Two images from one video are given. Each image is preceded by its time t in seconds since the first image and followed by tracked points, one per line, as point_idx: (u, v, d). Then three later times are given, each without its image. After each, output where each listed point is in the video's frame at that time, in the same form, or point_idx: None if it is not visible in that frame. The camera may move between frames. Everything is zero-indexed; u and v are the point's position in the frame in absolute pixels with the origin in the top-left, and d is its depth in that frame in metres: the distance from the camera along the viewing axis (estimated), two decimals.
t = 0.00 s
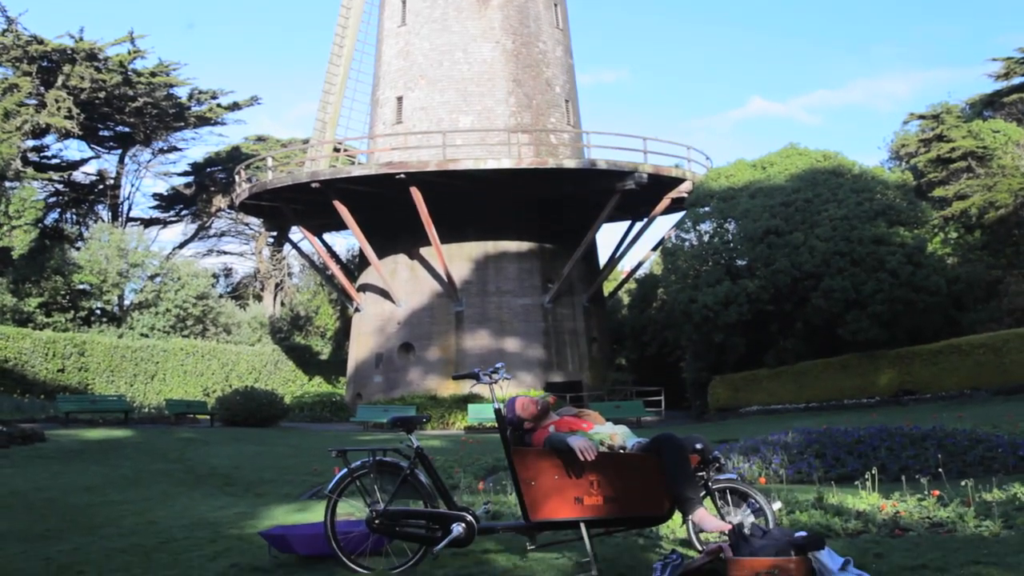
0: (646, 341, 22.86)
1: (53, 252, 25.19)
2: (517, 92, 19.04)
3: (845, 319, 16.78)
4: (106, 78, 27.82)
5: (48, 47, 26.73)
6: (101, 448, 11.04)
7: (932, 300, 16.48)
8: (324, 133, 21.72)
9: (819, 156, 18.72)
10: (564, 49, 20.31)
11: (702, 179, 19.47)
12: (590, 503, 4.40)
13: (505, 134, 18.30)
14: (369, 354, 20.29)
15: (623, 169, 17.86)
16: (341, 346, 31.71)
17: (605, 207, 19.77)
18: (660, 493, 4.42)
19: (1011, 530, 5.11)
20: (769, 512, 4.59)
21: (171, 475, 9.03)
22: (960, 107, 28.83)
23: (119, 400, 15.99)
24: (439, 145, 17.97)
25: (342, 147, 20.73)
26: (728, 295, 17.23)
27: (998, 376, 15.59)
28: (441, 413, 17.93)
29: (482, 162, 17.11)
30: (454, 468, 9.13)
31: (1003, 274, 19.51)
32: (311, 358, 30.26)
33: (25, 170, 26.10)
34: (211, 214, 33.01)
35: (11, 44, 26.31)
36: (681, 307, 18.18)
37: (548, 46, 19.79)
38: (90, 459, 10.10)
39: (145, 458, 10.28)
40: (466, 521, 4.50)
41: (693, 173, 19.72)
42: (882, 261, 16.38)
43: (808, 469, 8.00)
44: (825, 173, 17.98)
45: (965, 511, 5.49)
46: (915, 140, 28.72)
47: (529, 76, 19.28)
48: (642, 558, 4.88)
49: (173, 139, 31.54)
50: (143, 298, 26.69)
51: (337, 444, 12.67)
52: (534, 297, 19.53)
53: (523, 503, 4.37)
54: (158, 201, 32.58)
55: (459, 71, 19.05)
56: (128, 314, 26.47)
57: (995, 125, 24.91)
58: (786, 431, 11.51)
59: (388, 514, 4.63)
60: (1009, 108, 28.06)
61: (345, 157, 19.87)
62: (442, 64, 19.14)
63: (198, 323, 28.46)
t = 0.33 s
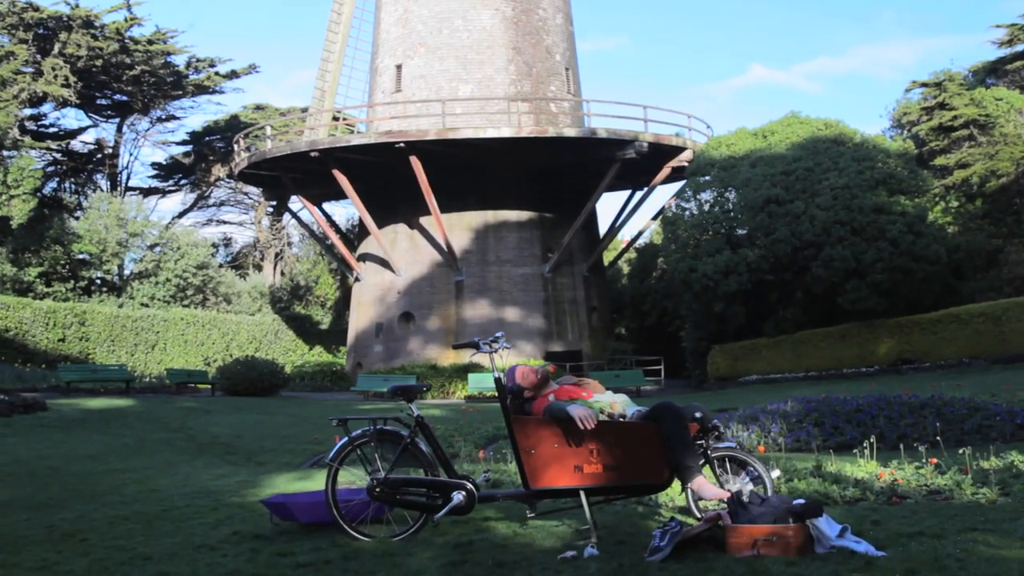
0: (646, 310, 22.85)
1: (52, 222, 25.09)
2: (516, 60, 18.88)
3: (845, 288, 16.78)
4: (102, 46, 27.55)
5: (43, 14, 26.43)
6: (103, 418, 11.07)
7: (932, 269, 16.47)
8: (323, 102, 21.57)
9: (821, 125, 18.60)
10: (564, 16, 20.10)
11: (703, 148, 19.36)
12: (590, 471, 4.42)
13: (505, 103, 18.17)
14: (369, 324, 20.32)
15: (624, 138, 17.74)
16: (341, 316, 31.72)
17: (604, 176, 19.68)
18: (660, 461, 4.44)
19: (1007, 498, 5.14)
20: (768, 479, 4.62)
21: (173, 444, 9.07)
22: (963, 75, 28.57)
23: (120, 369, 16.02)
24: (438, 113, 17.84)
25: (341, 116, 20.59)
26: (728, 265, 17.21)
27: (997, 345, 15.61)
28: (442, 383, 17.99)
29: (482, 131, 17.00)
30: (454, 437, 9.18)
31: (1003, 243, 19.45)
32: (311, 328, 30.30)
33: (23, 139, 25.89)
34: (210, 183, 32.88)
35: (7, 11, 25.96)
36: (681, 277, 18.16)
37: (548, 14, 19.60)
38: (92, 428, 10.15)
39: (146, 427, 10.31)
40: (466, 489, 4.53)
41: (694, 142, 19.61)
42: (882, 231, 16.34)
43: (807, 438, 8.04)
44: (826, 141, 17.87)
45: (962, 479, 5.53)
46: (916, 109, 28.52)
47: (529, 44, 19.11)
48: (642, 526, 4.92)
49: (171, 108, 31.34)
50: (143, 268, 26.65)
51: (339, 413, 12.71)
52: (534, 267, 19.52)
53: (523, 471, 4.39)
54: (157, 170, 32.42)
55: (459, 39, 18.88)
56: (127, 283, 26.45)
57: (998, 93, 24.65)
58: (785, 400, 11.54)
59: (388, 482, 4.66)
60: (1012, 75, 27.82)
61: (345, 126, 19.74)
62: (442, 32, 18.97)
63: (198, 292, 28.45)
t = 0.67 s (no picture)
0: (645, 290, 22.84)
1: (51, 202, 25.01)
2: (516, 39, 18.77)
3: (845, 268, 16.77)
4: (100, 24, 27.35)
5: None
6: (104, 398, 11.10)
7: (932, 249, 16.47)
8: (322, 81, 21.48)
9: (822, 104, 18.50)
10: None
11: (703, 127, 19.27)
12: (590, 451, 4.44)
13: (505, 83, 18.09)
14: (369, 304, 20.34)
15: (624, 117, 17.66)
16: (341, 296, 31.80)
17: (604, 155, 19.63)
18: (660, 441, 4.45)
19: (1005, 477, 5.16)
20: (767, 459, 4.63)
21: (173, 424, 9.09)
22: (965, 53, 28.30)
23: (120, 350, 16.05)
24: (438, 93, 17.75)
25: (340, 95, 20.50)
26: (728, 245, 17.20)
27: (996, 325, 15.62)
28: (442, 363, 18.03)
29: (483, 111, 16.93)
30: (454, 417, 9.22)
31: (1004, 223, 19.42)
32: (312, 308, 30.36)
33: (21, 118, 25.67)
34: (210, 163, 32.77)
35: None
36: (681, 257, 18.14)
37: None
38: (93, 408, 10.18)
39: (148, 407, 10.35)
40: (466, 469, 4.54)
41: (694, 121, 19.53)
42: (883, 210, 16.32)
43: (806, 418, 8.06)
44: (827, 121, 17.79)
45: (961, 458, 5.55)
46: (918, 88, 28.41)
47: (529, 23, 18.99)
48: (641, 505, 4.94)
49: (170, 87, 31.26)
50: (143, 248, 26.65)
51: (339, 394, 12.74)
52: (534, 247, 19.50)
53: (523, 451, 4.41)
54: (156, 149, 32.31)
55: (458, 17, 18.77)
56: (127, 264, 26.43)
57: (1000, 72, 24.36)
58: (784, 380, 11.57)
59: (388, 462, 4.68)
60: (1015, 53, 27.67)
61: (344, 106, 19.66)
62: (441, 11, 18.84)
63: (197, 273, 28.46)
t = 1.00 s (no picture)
0: (646, 278, 22.84)
1: (50, 190, 24.93)
2: (516, 26, 18.69)
3: (845, 256, 16.76)
4: (98, 12, 27.24)
5: None
6: (104, 386, 11.13)
7: (932, 237, 16.46)
8: (322, 69, 21.43)
9: (823, 92, 18.43)
10: None
11: (703, 115, 19.21)
12: (590, 438, 4.44)
13: (505, 70, 18.03)
14: (369, 292, 20.33)
15: (624, 105, 17.62)
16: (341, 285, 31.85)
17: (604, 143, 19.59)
18: (660, 428, 4.44)
19: (1005, 464, 5.17)
20: (767, 447, 4.63)
21: (173, 412, 9.12)
22: (966, 40, 28.15)
23: (121, 338, 16.07)
24: (438, 80, 17.68)
25: (340, 83, 20.45)
26: (729, 233, 17.18)
27: (996, 312, 15.63)
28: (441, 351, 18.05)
29: (482, 98, 16.87)
30: (454, 405, 9.24)
31: (1004, 211, 19.40)
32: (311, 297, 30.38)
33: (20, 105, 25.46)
34: (209, 150, 32.69)
35: None
36: (681, 245, 18.12)
37: None
38: (93, 396, 10.19)
39: (148, 395, 10.37)
40: (467, 457, 4.54)
41: (694, 109, 19.48)
42: (883, 198, 16.29)
43: (806, 406, 8.07)
44: (828, 108, 17.73)
45: (960, 446, 5.56)
46: (919, 75, 28.31)
47: (529, 10, 18.90)
48: (641, 492, 4.95)
49: (169, 75, 31.20)
50: (143, 237, 26.61)
51: (339, 382, 12.75)
52: (534, 235, 19.48)
53: (523, 438, 4.41)
54: (156, 137, 32.22)
55: (458, 5, 18.69)
56: (127, 252, 26.42)
57: (1001, 59, 24.27)
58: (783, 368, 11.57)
59: (388, 449, 4.69)
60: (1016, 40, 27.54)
61: (344, 93, 19.62)
62: None
63: (197, 261, 28.46)
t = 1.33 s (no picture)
0: (645, 275, 22.83)
1: (50, 187, 24.89)
2: (516, 23, 18.66)
3: (845, 253, 16.76)
4: (98, 8, 27.26)
5: None
6: (103, 383, 11.13)
7: (932, 234, 16.47)
8: (322, 65, 21.41)
9: (823, 88, 18.39)
10: None
11: (703, 112, 19.18)
12: (590, 435, 4.45)
13: (505, 67, 18.00)
14: (369, 289, 20.33)
15: (624, 101, 17.61)
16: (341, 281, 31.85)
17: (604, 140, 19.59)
18: (660, 425, 4.45)
19: (1005, 461, 5.17)
20: (767, 443, 4.63)
21: (172, 409, 9.11)
22: (966, 37, 28.17)
23: (121, 335, 16.06)
24: (438, 77, 17.66)
25: (339, 80, 20.44)
26: (729, 230, 17.17)
27: (996, 309, 15.66)
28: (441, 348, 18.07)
29: (483, 95, 16.86)
30: (454, 402, 9.22)
31: (1004, 208, 19.39)
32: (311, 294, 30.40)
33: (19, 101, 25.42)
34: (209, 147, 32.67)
35: None
36: (680, 241, 18.10)
37: None
38: (92, 393, 10.18)
39: (148, 393, 10.36)
40: (467, 454, 4.55)
41: (694, 106, 19.46)
42: (883, 195, 16.29)
43: (806, 403, 8.06)
44: (828, 104, 17.69)
45: (959, 443, 5.56)
46: (919, 72, 28.27)
47: (529, 7, 18.87)
48: (641, 489, 4.95)
49: (169, 71, 31.18)
50: (143, 233, 26.61)
51: (338, 379, 12.74)
52: (534, 232, 19.47)
53: (523, 435, 4.41)
54: (155, 134, 32.21)
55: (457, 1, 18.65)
56: (127, 249, 26.42)
57: (1001, 56, 24.40)
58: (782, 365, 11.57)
59: (388, 446, 4.69)
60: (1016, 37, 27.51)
61: (344, 90, 19.61)
62: None
63: (197, 258, 28.47)
